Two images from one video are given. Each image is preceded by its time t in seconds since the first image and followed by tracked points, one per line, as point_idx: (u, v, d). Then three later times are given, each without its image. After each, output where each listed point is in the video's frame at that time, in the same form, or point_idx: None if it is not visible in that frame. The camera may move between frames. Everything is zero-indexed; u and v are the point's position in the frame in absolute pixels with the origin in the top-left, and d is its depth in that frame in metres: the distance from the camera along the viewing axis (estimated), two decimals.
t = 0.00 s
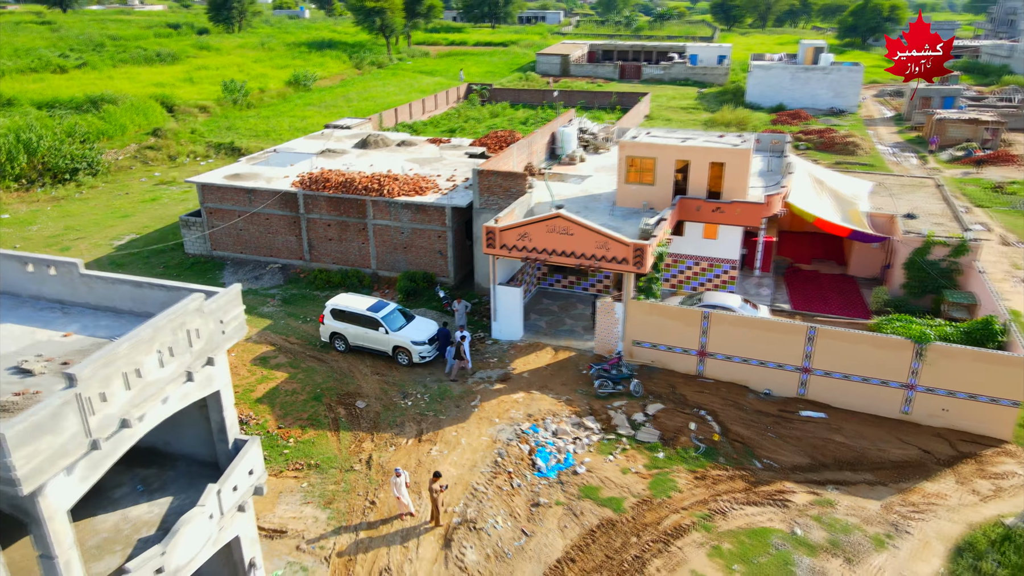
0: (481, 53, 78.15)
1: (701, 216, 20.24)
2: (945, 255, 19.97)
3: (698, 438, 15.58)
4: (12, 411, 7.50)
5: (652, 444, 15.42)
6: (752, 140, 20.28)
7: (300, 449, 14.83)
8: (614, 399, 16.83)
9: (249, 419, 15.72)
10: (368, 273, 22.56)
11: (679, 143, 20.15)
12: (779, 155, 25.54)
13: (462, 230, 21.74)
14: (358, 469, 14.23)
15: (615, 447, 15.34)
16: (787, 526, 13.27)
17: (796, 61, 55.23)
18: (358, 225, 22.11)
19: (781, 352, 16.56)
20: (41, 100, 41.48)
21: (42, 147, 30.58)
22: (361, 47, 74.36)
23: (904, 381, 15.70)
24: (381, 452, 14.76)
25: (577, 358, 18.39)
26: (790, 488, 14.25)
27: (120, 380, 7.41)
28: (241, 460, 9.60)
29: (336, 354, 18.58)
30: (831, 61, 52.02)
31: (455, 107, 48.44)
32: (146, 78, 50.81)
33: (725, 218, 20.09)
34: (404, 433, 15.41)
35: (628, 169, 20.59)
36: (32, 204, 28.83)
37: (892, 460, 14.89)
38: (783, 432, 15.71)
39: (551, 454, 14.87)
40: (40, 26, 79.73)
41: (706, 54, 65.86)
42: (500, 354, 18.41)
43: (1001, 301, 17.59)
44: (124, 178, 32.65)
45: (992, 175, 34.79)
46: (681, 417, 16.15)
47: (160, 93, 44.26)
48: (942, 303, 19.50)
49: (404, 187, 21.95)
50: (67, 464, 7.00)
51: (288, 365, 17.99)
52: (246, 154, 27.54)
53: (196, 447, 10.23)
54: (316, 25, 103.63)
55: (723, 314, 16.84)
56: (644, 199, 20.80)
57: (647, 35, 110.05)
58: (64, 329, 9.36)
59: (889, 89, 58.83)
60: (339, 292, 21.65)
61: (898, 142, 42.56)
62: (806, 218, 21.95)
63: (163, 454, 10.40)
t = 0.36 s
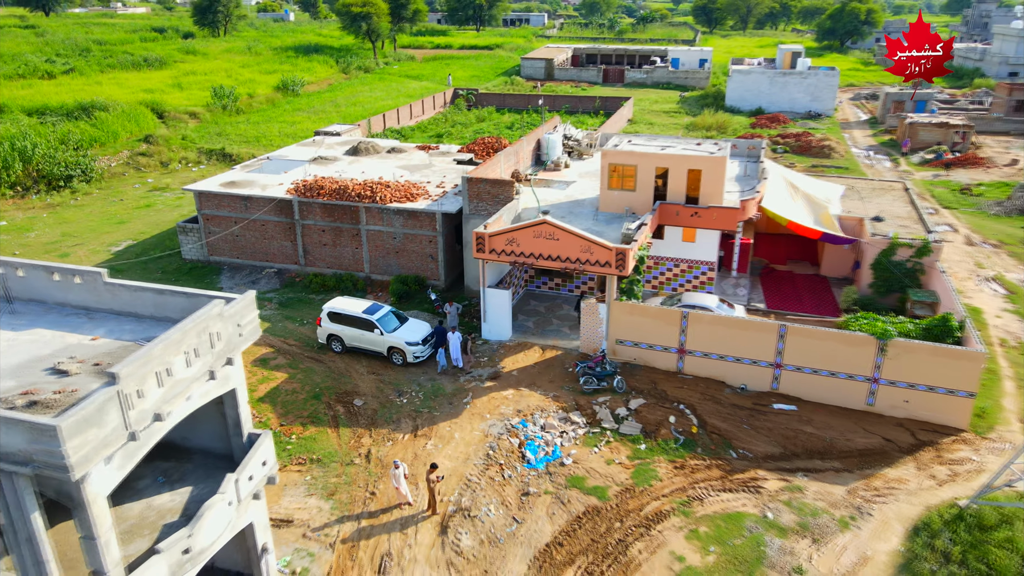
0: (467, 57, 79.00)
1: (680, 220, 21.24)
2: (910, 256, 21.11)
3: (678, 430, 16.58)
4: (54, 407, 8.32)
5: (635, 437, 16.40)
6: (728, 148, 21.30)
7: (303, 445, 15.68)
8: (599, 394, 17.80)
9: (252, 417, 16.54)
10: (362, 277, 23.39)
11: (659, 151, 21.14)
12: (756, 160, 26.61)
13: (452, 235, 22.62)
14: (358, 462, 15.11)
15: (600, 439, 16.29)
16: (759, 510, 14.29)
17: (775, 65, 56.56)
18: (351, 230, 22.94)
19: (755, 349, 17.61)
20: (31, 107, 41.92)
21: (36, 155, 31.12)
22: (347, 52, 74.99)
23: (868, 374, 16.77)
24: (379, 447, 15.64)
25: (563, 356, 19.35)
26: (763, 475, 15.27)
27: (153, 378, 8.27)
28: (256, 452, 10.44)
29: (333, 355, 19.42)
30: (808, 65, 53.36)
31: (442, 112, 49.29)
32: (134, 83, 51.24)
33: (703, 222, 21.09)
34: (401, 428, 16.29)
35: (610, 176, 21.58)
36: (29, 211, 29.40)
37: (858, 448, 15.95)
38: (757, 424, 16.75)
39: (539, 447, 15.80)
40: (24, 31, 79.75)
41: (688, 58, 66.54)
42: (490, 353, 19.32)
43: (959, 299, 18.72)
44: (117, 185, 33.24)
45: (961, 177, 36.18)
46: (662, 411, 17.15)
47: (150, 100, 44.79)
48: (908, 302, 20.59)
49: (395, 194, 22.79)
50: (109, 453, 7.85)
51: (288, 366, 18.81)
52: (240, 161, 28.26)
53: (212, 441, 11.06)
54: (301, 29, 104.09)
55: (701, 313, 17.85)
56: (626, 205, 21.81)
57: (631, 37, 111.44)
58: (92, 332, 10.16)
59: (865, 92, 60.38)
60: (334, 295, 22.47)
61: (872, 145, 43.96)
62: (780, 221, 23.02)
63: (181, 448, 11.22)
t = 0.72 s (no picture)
0: (459, 60, 79.89)
1: (667, 225, 22.25)
2: (884, 258, 22.21)
3: (664, 424, 17.58)
4: (98, 402, 9.21)
5: (624, 431, 17.38)
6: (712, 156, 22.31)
7: (310, 441, 16.59)
8: (590, 391, 18.77)
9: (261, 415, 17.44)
10: (362, 280, 24.28)
11: (646, 159, 22.14)
12: (739, 166, 27.68)
13: (449, 239, 23.54)
14: (363, 456, 16.04)
15: (591, 433, 17.27)
16: (740, 498, 15.29)
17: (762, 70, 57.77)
18: (351, 235, 23.82)
19: (738, 347, 18.62)
20: (31, 114, 42.56)
21: (40, 162, 31.85)
22: (341, 56, 75.68)
23: (843, 370, 17.81)
24: (383, 441, 16.57)
25: (556, 355, 20.32)
26: (743, 466, 16.28)
27: (188, 376, 9.18)
28: (275, 445, 11.33)
29: (337, 356, 20.32)
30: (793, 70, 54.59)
31: (436, 117, 50.21)
32: (131, 89, 51.89)
33: (688, 227, 22.12)
34: (403, 424, 17.22)
35: (600, 183, 22.57)
36: (34, 217, 30.14)
37: (833, 440, 16.99)
38: (739, 418, 17.77)
39: (534, 441, 16.75)
40: (18, 35, 80.11)
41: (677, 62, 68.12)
42: (487, 353, 20.26)
43: (930, 299, 19.81)
44: (119, 190, 33.99)
45: (939, 180, 37.40)
46: (650, 406, 18.15)
47: (148, 106, 45.48)
48: (883, 301, 21.65)
49: (394, 201, 23.68)
50: (151, 443, 8.76)
51: (294, 366, 19.70)
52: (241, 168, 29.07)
53: (233, 435, 11.97)
54: (293, 32, 104.77)
55: (686, 314, 18.84)
56: (615, 210, 22.81)
57: (621, 40, 112.52)
58: (123, 335, 11.04)
59: (849, 96, 61.67)
60: (335, 298, 23.36)
61: (855, 149, 45.17)
62: (762, 225, 24.07)
63: (202, 442, 12.12)
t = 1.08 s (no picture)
0: (452, 65, 80.83)
1: (655, 231, 23.27)
2: (861, 261, 23.34)
3: (652, 420, 18.61)
4: (134, 399, 10.14)
5: (614, 426, 18.39)
6: (698, 164, 23.33)
7: (317, 437, 17.54)
8: (582, 389, 19.77)
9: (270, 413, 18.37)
10: (362, 284, 25.21)
11: (635, 168, 23.14)
12: (725, 172, 28.74)
13: (446, 245, 24.49)
14: (368, 452, 17.00)
15: (583, 429, 18.27)
16: (722, 488, 16.34)
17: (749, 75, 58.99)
18: (352, 241, 24.74)
19: (721, 346, 19.66)
20: (32, 121, 43.26)
21: (45, 169, 32.63)
22: (335, 60, 76.46)
23: (820, 368, 18.89)
24: (386, 438, 17.54)
25: (549, 355, 21.33)
26: (726, 458, 17.33)
27: (216, 375, 10.13)
28: (291, 439, 12.27)
29: (340, 357, 21.25)
30: (780, 75, 55.83)
31: (430, 122, 51.15)
32: (129, 95, 52.64)
33: (675, 232, 23.14)
34: (404, 421, 18.19)
35: (591, 190, 23.58)
36: (40, 223, 30.95)
37: (810, 434, 18.06)
38: (722, 414, 18.82)
39: (529, 437, 17.73)
40: (13, 39, 80.62)
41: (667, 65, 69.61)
42: (483, 353, 21.23)
43: (903, 300, 20.90)
44: (122, 196, 34.80)
45: (918, 184, 38.64)
46: (638, 403, 19.17)
47: (147, 112, 46.27)
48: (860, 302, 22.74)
49: (393, 208, 24.62)
50: (184, 436, 9.70)
51: (299, 367, 20.64)
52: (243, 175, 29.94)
53: (250, 430, 12.91)
54: (286, 35, 105.57)
55: (672, 315, 19.86)
56: (605, 216, 23.84)
57: (612, 43, 113.76)
58: (151, 338, 11.97)
59: (835, 100, 62.98)
60: (336, 301, 24.28)
61: (839, 153, 46.41)
62: (746, 229, 25.13)
63: (221, 438, 13.06)
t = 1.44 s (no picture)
0: (445, 68, 81.81)
1: (643, 235, 24.32)
2: (840, 263, 24.48)
3: (640, 415, 19.66)
4: (164, 396, 11.09)
5: (604, 422, 19.43)
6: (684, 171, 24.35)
7: (323, 433, 18.52)
8: (573, 386, 20.81)
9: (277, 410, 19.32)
10: (362, 287, 26.15)
11: (623, 175, 24.16)
12: (711, 177, 29.82)
13: (443, 249, 25.47)
14: (372, 447, 17.98)
15: (575, 424, 19.31)
16: (705, 478, 17.39)
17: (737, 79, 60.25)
18: (352, 246, 25.67)
19: (705, 345, 20.72)
20: (32, 128, 44.01)
21: (49, 175, 33.43)
22: (329, 64, 77.32)
23: (798, 365, 19.97)
24: (389, 433, 18.53)
25: (543, 355, 22.36)
26: (709, 451, 18.39)
27: (239, 374, 11.09)
28: (304, 433, 13.23)
29: (343, 358, 22.20)
30: (767, 80, 57.09)
31: (424, 126, 52.12)
32: (127, 101, 53.43)
33: (662, 236, 24.19)
34: (406, 418, 19.18)
35: (582, 197, 24.63)
36: (45, 229, 31.76)
37: (789, 427, 19.14)
38: (706, 409, 19.89)
39: (524, 432, 18.77)
40: (7, 43, 81.24)
41: (657, 69, 70.88)
42: (480, 352, 22.24)
43: (877, 301, 22.04)
44: (124, 202, 35.63)
45: (899, 187, 39.89)
46: (627, 400, 20.23)
47: (146, 118, 47.07)
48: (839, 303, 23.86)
49: (391, 214, 25.56)
50: (210, 430, 10.66)
51: (303, 367, 21.61)
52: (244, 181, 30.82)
53: (265, 425, 13.88)
54: (280, 38, 106.36)
55: (659, 316, 20.89)
56: (596, 221, 24.88)
57: (603, 45, 114.98)
58: (174, 341, 12.91)
59: (821, 104, 64.31)
60: (337, 304, 25.22)
61: (823, 156, 47.65)
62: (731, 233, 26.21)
63: (238, 432, 14.04)
